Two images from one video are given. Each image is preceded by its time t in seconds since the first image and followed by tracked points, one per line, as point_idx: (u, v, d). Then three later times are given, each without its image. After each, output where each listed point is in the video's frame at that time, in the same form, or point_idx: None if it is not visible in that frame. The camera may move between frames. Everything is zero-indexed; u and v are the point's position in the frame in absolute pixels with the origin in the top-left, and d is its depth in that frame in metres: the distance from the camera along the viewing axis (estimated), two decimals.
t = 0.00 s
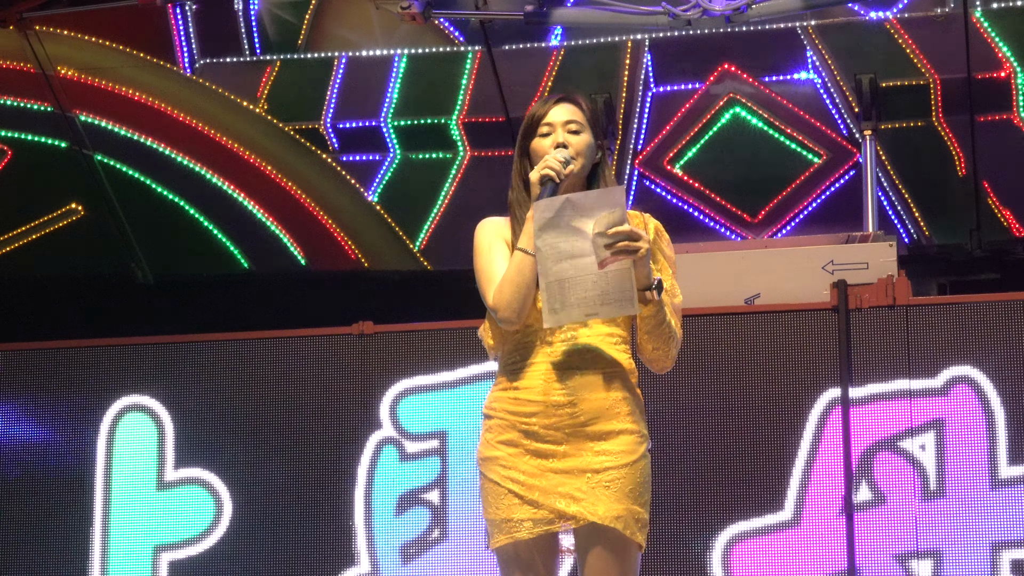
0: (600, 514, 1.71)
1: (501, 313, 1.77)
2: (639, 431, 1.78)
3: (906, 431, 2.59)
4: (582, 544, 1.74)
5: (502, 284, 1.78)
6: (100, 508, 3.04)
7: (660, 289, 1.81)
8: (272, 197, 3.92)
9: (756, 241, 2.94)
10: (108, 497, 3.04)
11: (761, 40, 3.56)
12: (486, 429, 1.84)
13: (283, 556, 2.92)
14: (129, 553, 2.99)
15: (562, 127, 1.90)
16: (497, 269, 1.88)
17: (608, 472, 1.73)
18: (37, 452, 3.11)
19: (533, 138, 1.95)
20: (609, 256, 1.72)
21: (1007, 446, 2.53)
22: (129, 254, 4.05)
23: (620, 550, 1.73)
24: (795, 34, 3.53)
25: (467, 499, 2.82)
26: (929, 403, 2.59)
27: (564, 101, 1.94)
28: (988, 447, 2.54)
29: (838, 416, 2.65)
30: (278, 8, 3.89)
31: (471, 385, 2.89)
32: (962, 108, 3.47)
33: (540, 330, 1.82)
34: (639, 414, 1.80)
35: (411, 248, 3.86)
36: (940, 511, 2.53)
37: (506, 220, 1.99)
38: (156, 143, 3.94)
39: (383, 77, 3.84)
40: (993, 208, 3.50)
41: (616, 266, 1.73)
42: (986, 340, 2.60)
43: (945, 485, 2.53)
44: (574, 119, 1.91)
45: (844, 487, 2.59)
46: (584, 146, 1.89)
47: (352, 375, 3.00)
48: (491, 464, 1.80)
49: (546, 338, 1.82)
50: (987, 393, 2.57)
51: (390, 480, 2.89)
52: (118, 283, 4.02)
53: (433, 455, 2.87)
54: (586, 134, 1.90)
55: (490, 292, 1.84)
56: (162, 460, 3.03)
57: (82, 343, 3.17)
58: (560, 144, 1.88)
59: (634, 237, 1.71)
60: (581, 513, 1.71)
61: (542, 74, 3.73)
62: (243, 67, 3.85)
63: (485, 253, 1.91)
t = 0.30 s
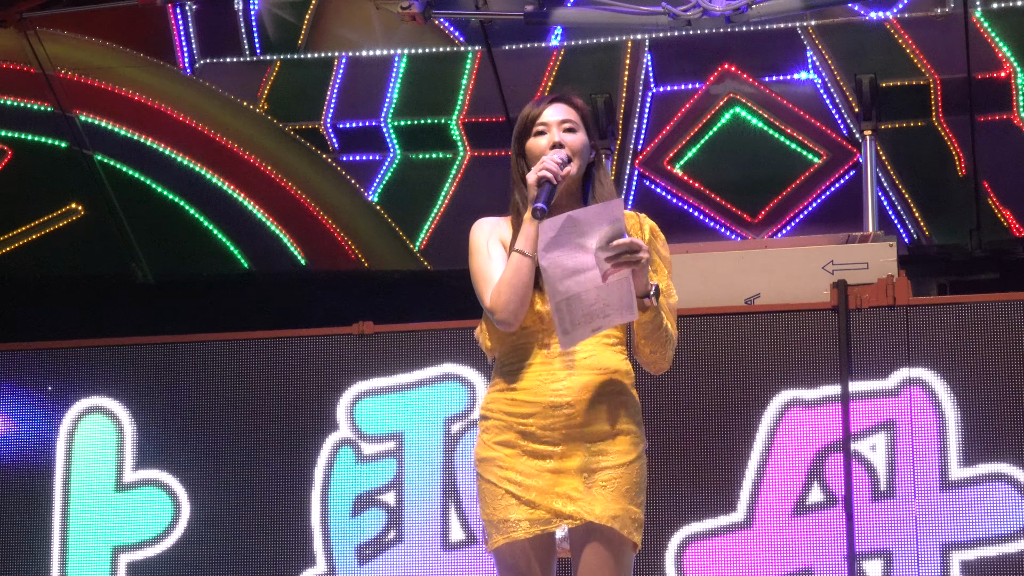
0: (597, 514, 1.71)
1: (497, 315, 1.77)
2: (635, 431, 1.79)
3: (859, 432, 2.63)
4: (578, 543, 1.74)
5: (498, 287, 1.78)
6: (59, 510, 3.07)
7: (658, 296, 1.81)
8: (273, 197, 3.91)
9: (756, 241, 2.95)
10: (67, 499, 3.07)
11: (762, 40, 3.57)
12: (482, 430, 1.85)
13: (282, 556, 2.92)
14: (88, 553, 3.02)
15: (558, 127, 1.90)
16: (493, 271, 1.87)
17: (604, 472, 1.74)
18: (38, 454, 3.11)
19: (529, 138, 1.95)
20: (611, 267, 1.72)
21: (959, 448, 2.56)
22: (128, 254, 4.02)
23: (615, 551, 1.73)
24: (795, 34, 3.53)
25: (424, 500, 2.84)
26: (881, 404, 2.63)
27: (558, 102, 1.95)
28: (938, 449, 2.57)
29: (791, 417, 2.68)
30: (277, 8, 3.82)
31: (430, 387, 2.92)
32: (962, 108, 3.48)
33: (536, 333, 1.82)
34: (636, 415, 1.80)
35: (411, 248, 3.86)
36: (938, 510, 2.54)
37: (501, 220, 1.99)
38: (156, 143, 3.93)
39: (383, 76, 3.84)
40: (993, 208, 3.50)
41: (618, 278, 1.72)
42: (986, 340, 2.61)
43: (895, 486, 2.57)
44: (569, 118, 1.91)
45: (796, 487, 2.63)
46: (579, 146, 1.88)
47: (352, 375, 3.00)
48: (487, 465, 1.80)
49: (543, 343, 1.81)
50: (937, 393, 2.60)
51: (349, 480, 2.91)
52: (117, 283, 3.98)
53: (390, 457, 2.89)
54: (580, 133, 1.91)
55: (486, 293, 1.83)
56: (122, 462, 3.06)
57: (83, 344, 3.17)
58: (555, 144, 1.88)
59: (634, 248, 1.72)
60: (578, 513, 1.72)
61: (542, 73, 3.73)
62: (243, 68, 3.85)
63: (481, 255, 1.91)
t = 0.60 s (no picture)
0: (592, 513, 1.71)
1: (495, 318, 1.75)
2: (629, 432, 1.79)
3: (814, 434, 2.64)
4: (569, 543, 1.74)
5: (496, 288, 1.76)
6: (23, 510, 3.07)
7: (655, 295, 1.82)
8: (273, 197, 3.91)
9: (755, 241, 2.94)
10: (31, 499, 3.08)
11: (761, 40, 3.59)
12: (477, 431, 1.84)
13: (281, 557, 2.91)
14: (50, 553, 3.03)
15: (552, 130, 1.90)
16: (488, 274, 1.87)
17: (599, 472, 1.74)
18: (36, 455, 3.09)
19: (523, 140, 1.95)
20: (611, 265, 1.72)
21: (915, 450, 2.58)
22: (129, 254, 3.99)
23: (605, 552, 1.73)
24: (795, 34, 3.55)
25: (386, 501, 2.87)
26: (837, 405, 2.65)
27: (554, 104, 1.95)
28: (893, 450, 2.59)
29: (749, 419, 2.70)
30: (278, 8, 3.82)
31: (391, 388, 2.95)
32: (962, 108, 3.47)
33: (532, 334, 1.81)
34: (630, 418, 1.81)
35: (411, 247, 3.85)
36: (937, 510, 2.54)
37: (494, 223, 1.99)
38: (156, 143, 3.93)
39: (383, 77, 3.85)
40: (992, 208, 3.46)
41: (617, 276, 1.73)
42: (985, 339, 2.61)
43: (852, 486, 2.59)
44: (564, 121, 1.91)
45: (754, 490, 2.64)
46: (573, 149, 1.89)
47: (351, 374, 2.99)
48: (481, 465, 1.80)
49: (539, 345, 1.80)
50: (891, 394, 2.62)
51: (309, 482, 2.93)
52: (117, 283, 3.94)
53: (351, 458, 2.91)
54: (575, 137, 1.91)
55: (482, 294, 1.83)
56: (85, 462, 3.06)
57: (83, 343, 3.16)
58: (550, 146, 1.88)
59: (634, 247, 1.72)
60: (573, 513, 1.71)
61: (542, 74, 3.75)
62: (241, 67, 3.87)
63: (475, 257, 1.91)
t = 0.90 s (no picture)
0: (587, 513, 1.71)
1: (492, 321, 1.74)
2: (625, 434, 1.79)
3: (768, 435, 2.67)
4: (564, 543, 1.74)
5: (492, 291, 1.76)
6: None
7: (650, 298, 1.82)
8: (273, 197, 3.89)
9: (755, 241, 2.94)
10: None
11: (760, 40, 3.59)
12: (472, 432, 1.84)
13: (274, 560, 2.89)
14: (12, 555, 3.03)
15: (545, 131, 1.90)
16: (484, 278, 1.86)
17: (594, 472, 1.74)
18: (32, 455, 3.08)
19: (516, 142, 1.95)
20: (605, 268, 1.73)
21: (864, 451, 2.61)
22: (129, 255, 3.97)
23: (599, 552, 1.72)
24: (795, 34, 3.55)
25: (342, 503, 2.89)
26: (792, 407, 2.68)
27: (545, 105, 1.95)
28: (842, 451, 2.62)
29: (703, 420, 2.73)
30: (277, 7, 3.88)
31: (349, 390, 2.97)
32: (962, 108, 3.48)
33: (528, 337, 1.81)
34: (626, 420, 1.80)
35: (411, 248, 3.85)
36: (937, 510, 2.54)
37: (488, 224, 2.00)
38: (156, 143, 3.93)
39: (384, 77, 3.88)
40: (993, 208, 3.47)
41: (610, 279, 1.72)
42: (986, 339, 2.61)
43: (804, 488, 2.61)
44: (556, 122, 1.91)
45: (708, 491, 2.67)
46: (567, 150, 1.89)
47: (350, 374, 2.98)
48: (477, 466, 1.80)
49: (534, 348, 1.80)
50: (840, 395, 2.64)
51: (266, 483, 2.95)
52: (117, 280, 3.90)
53: (309, 459, 2.94)
54: (568, 137, 1.91)
55: (479, 298, 1.81)
56: (45, 465, 3.06)
57: (81, 344, 3.14)
58: (544, 148, 1.88)
59: (628, 250, 1.73)
60: (569, 513, 1.71)
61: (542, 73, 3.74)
62: (242, 67, 3.91)
63: (471, 261, 1.90)
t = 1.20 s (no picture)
0: (588, 510, 1.70)
1: (487, 321, 1.74)
2: (624, 430, 1.77)
3: (728, 436, 2.68)
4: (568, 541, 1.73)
5: (487, 292, 1.76)
6: None
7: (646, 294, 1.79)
8: (272, 197, 3.89)
9: (756, 241, 2.94)
10: None
11: (761, 40, 3.61)
12: (470, 433, 1.84)
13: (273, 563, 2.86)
14: None
15: (538, 131, 1.91)
16: (480, 278, 1.86)
17: (594, 469, 1.72)
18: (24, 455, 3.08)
19: (510, 142, 1.95)
20: (600, 262, 1.72)
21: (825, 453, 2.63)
22: (129, 255, 3.95)
23: (607, 547, 1.70)
24: (795, 34, 3.58)
25: (303, 504, 2.88)
26: (750, 408, 2.70)
27: (539, 105, 1.95)
28: (799, 452, 2.64)
29: (663, 422, 2.74)
30: (277, 8, 3.95)
31: (309, 391, 2.97)
32: (963, 108, 3.47)
33: (524, 336, 1.80)
34: (625, 417, 1.79)
35: (411, 248, 3.84)
36: (938, 510, 2.53)
37: (485, 225, 1.99)
38: (156, 143, 3.93)
39: (383, 77, 3.87)
40: (993, 208, 3.46)
41: (606, 273, 1.72)
42: (984, 340, 2.61)
43: (762, 489, 2.64)
44: (550, 122, 1.91)
45: (667, 493, 2.68)
46: (561, 149, 1.89)
47: (352, 373, 2.96)
48: (476, 467, 1.80)
49: (529, 347, 1.79)
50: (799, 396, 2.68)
51: (228, 485, 2.94)
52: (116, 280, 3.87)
53: (269, 461, 2.93)
54: (562, 136, 1.91)
55: (474, 299, 1.81)
56: (8, 467, 3.07)
57: (81, 343, 3.14)
58: (538, 147, 1.89)
59: (623, 244, 1.71)
60: (569, 510, 1.70)
61: (542, 73, 3.75)
62: (242, 67, 3.94)
63: (467, 261, 1.90)
